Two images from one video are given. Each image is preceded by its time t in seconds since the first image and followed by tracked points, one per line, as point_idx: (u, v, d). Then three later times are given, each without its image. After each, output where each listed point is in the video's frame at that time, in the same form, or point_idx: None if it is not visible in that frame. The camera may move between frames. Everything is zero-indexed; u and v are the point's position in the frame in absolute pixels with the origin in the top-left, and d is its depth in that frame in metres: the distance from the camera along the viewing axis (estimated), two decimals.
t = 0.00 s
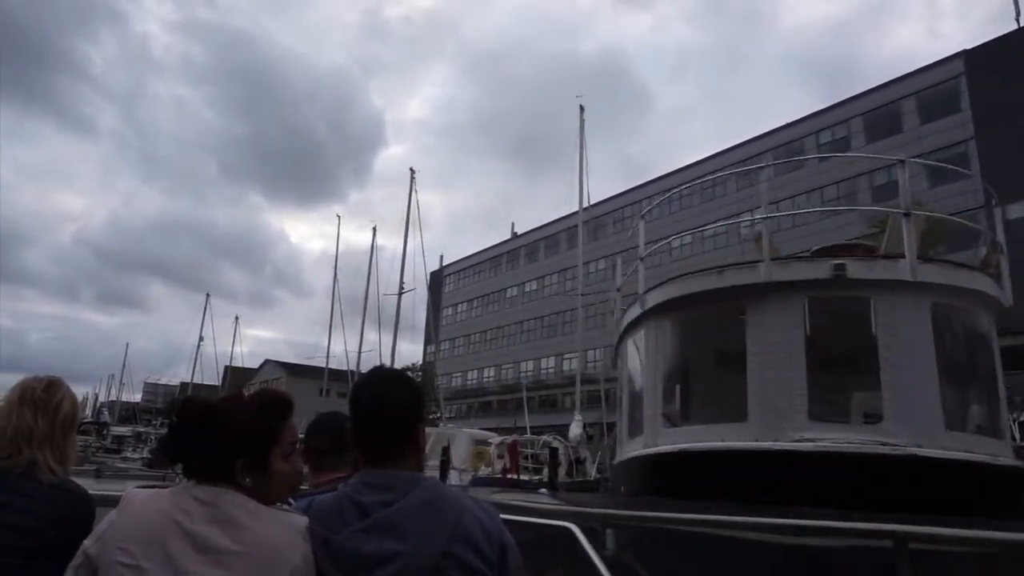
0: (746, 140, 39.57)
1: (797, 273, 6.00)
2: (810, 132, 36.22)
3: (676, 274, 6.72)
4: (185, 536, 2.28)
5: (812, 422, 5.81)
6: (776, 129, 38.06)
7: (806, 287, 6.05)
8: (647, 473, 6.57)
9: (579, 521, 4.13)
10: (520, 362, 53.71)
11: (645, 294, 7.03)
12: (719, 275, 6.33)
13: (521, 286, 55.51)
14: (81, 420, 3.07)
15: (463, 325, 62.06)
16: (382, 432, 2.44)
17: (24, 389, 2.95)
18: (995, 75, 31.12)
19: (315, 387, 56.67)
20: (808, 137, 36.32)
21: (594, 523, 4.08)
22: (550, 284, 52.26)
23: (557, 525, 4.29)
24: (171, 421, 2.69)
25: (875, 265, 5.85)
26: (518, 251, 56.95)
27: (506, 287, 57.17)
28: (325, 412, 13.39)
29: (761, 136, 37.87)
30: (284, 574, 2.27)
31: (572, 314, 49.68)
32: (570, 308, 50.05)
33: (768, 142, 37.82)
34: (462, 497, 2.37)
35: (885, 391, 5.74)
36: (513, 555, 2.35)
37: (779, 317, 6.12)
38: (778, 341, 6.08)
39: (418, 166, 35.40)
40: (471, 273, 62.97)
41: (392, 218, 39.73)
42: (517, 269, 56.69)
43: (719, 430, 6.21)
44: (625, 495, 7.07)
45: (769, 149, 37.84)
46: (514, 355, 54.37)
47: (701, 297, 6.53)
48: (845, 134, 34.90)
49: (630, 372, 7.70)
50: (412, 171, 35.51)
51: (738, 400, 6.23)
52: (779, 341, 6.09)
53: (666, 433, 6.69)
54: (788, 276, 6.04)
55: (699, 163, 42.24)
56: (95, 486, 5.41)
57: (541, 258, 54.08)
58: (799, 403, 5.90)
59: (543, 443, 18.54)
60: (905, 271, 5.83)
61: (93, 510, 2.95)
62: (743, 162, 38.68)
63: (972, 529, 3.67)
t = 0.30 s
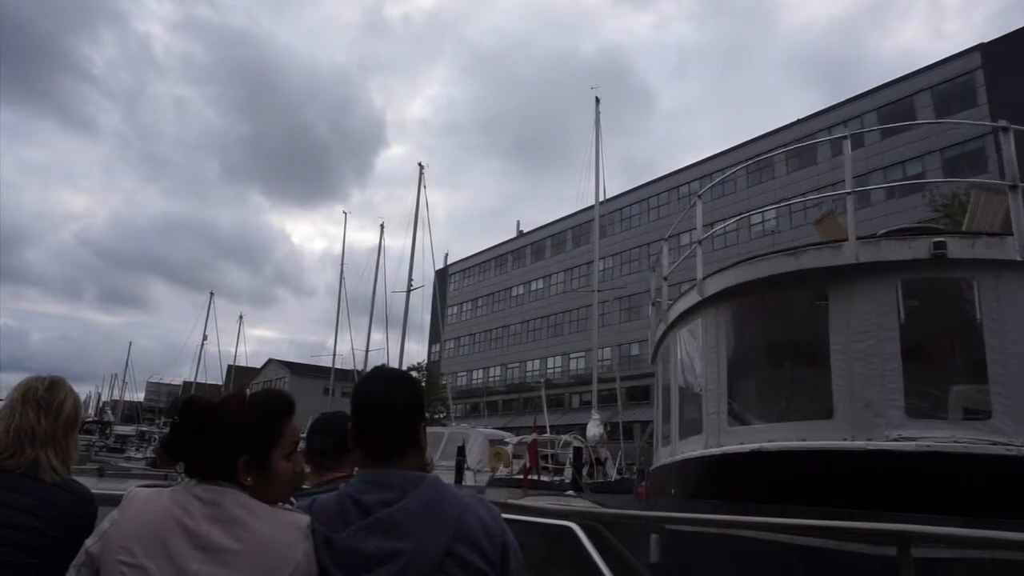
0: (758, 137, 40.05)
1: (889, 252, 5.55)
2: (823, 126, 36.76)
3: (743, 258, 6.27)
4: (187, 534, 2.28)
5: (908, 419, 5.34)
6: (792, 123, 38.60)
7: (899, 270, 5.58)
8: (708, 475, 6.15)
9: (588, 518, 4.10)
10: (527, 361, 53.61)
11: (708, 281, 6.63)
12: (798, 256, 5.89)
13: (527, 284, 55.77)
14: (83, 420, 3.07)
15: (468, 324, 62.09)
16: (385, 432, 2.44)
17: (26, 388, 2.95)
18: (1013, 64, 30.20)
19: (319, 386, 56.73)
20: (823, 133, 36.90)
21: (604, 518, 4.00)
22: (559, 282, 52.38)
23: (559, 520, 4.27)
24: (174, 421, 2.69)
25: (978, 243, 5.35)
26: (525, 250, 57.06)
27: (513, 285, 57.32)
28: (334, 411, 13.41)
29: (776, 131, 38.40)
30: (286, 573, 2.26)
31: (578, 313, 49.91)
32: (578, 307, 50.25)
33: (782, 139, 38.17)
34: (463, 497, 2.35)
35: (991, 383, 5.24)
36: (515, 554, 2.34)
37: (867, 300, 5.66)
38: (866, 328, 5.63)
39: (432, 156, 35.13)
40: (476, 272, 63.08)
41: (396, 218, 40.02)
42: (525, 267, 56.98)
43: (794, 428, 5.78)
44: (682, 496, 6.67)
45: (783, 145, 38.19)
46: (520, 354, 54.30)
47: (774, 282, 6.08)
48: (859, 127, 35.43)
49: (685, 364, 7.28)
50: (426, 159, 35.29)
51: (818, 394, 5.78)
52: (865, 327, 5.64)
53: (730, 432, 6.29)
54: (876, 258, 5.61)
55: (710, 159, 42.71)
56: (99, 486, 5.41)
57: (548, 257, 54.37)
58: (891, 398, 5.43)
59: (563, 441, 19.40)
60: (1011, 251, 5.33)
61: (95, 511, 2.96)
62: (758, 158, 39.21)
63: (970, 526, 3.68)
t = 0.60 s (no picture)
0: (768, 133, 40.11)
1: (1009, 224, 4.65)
2: (834, 124, 36.20)
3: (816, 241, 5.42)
4: (188, 535, 2.28)
5: None
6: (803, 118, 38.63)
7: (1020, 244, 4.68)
8: (784, 482, 5.28)
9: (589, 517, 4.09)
10: (533, 361, 53.58)
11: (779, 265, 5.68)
12: (889, 234, 4.99)
13: (532, 283, 55.80)
14: (84, 422, 3.07)
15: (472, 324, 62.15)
16: (386, 432, 2.44)
17: (27, 389, 2.96)
18: None
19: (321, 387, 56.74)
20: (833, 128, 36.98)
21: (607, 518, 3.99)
22: (565, 281, 52.47)
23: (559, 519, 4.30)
24: (174, 422, 2.69)
25: None
26: (530, 249, 57.18)
27: (518, 285, 57.50)
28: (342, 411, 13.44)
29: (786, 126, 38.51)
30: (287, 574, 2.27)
31: (583, 312, 49.88)
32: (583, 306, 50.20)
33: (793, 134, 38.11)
34: (464, 497, 2.35)
35: None
36: (516, 554, 2.35)
37: (977, 280, 4.80)
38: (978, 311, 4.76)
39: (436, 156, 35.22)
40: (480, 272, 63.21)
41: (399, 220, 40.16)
42: (530, 266, 57.00)
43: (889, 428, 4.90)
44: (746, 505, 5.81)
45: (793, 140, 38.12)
46: (526, 353, 54.33)
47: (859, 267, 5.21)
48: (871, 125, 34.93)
49: (744, 358, 6.40)
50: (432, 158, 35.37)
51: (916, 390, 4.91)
52: (974, 309, 4.79)
53: (808, 432, 5.41)
54: (990, 233, 4.73)
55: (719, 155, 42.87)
56: (100, 487, 5.41)
57: (553, 256, 54.36)
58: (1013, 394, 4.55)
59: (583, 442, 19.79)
60: None
61: (97, 511, 2.96)
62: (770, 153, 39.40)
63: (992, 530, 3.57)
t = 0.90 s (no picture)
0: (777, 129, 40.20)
1: None
2: (845, 120, 36.13)
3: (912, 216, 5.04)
4: (189, 536, 2.29)
5: None
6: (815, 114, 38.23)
7: None
8: (871, 485, 4.93)
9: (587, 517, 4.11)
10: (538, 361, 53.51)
11: (861, 247, 5.36)
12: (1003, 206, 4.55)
13: (538, 282, 55.81)
14: (83, 423, 3.07)
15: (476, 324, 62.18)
16: (385, 432, 2.45)
17: (27, 391, 2.97)
18: None
19: (323, 387, 56.77)
20: (844, 125, 36.35)
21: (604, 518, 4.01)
22: (571, 280, 52.42)
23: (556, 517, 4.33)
24: (174, 422, 2.69)
25: None
26: (536, 248, 57.11)
27: (523, 284, 57.54)
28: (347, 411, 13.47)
29: (796, 123, 38.34)
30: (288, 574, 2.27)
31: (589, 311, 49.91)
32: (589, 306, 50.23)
33: (804, 130, 38.16)
34: (464, 497, 2.36)
35: None
36: (516, 554, 2.35)
37: None
38: None
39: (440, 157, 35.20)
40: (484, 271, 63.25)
41: (402, 220, 40.20)
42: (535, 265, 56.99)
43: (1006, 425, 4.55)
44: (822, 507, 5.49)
45: (804, 137, 38.21)
46: (531, 353, 54.30)
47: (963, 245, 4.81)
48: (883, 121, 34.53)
49: (811, 348, 6.13)
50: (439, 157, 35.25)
51: None
52: None
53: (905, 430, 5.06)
54: None
55: (729, 151, 42.69)
56: (101, 486, 5.43)
57: (558, 255, 54.35)
58: None
59: (605, 441, 19.55)
60: None
61: (97, 512, 2.96)
62: (780, 150, 39.23)
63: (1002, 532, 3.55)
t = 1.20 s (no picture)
0: (784, 128, 40.26)
1: None
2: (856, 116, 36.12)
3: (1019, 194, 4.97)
4: (188, 537, 2.28)
5: None
6: (823, 111, 38.25)
7: None
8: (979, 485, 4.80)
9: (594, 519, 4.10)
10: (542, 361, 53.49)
11: (965, 223, 5.29)
12: None
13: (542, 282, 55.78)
14: (76, 421, 3.05)
15: (479, 323, 62.18)
16: (383, 433, 2.46)
17: (21, 391, 2.97)
18: None
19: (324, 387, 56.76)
20: (854, 122, 36.35)
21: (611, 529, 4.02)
22: (575, 279, 52.40)
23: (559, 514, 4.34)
24: (174, 422, 2.69)
25: None
26: (540, 247, 57.09)
27: (526, 283, 57.56)
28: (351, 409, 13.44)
29: (805, 121, 38.37)
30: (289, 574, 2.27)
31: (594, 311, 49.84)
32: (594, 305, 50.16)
33: (813, 127, 38.11)
34: (463, 497, 2.36)
35: None
36: (515, 553, 2.35)
37: None
38: None
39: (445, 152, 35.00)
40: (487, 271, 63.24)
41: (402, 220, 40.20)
42: (539, 265, 56.91)
43: None
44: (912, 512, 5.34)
45: (813, 134, 38.24)
46: (535, 353, 54.29)
47: None
48: (896, 116, 34.51)
49: (896, 336, 6.03)
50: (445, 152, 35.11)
51: None
52: None
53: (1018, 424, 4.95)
54: None
55: (736, 149, 42.72)
56: (98, 487, 5.43)
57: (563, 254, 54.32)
58: None
59: (629, 442, 19.25)
60: None
61: (95, 513, 2.96)
62: (788, 148, 39.27)
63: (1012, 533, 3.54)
